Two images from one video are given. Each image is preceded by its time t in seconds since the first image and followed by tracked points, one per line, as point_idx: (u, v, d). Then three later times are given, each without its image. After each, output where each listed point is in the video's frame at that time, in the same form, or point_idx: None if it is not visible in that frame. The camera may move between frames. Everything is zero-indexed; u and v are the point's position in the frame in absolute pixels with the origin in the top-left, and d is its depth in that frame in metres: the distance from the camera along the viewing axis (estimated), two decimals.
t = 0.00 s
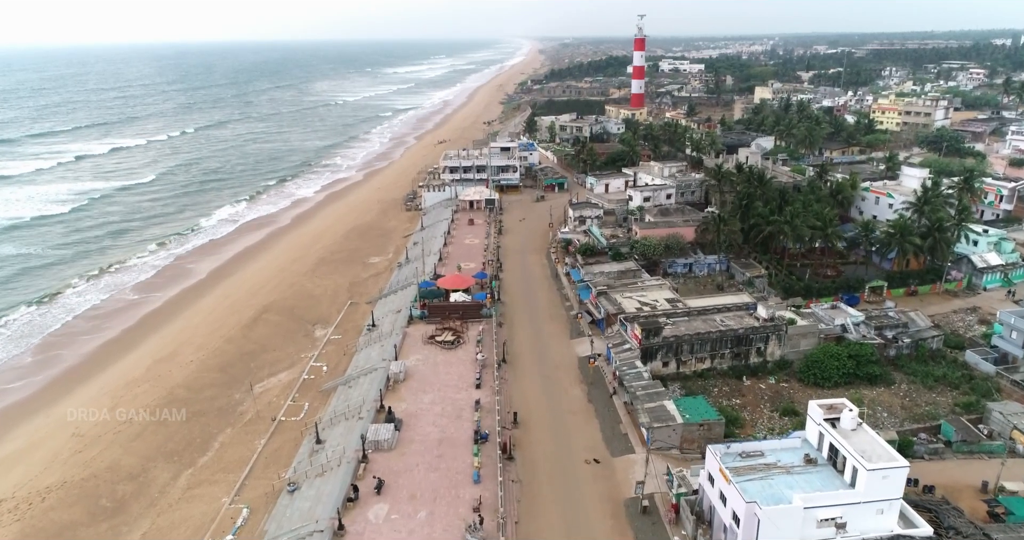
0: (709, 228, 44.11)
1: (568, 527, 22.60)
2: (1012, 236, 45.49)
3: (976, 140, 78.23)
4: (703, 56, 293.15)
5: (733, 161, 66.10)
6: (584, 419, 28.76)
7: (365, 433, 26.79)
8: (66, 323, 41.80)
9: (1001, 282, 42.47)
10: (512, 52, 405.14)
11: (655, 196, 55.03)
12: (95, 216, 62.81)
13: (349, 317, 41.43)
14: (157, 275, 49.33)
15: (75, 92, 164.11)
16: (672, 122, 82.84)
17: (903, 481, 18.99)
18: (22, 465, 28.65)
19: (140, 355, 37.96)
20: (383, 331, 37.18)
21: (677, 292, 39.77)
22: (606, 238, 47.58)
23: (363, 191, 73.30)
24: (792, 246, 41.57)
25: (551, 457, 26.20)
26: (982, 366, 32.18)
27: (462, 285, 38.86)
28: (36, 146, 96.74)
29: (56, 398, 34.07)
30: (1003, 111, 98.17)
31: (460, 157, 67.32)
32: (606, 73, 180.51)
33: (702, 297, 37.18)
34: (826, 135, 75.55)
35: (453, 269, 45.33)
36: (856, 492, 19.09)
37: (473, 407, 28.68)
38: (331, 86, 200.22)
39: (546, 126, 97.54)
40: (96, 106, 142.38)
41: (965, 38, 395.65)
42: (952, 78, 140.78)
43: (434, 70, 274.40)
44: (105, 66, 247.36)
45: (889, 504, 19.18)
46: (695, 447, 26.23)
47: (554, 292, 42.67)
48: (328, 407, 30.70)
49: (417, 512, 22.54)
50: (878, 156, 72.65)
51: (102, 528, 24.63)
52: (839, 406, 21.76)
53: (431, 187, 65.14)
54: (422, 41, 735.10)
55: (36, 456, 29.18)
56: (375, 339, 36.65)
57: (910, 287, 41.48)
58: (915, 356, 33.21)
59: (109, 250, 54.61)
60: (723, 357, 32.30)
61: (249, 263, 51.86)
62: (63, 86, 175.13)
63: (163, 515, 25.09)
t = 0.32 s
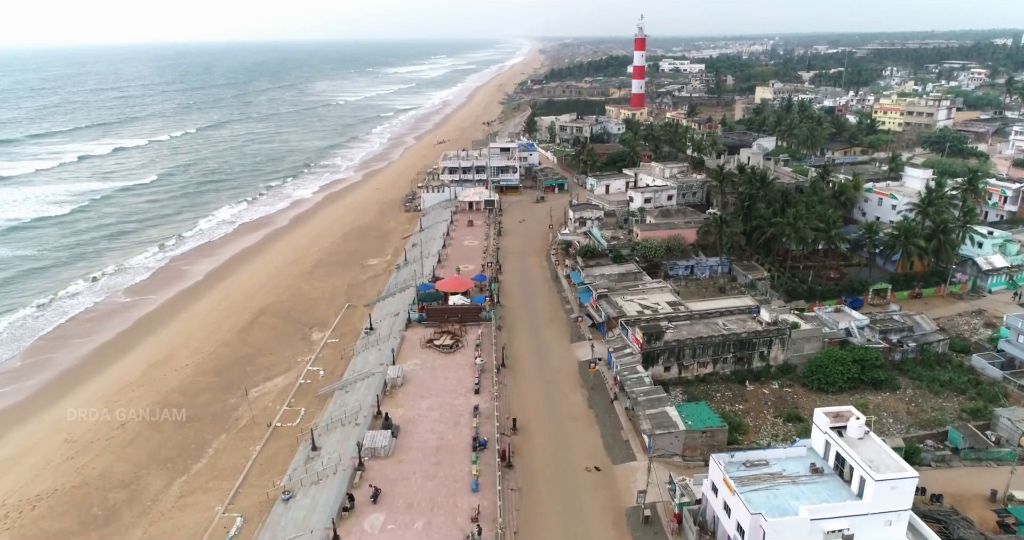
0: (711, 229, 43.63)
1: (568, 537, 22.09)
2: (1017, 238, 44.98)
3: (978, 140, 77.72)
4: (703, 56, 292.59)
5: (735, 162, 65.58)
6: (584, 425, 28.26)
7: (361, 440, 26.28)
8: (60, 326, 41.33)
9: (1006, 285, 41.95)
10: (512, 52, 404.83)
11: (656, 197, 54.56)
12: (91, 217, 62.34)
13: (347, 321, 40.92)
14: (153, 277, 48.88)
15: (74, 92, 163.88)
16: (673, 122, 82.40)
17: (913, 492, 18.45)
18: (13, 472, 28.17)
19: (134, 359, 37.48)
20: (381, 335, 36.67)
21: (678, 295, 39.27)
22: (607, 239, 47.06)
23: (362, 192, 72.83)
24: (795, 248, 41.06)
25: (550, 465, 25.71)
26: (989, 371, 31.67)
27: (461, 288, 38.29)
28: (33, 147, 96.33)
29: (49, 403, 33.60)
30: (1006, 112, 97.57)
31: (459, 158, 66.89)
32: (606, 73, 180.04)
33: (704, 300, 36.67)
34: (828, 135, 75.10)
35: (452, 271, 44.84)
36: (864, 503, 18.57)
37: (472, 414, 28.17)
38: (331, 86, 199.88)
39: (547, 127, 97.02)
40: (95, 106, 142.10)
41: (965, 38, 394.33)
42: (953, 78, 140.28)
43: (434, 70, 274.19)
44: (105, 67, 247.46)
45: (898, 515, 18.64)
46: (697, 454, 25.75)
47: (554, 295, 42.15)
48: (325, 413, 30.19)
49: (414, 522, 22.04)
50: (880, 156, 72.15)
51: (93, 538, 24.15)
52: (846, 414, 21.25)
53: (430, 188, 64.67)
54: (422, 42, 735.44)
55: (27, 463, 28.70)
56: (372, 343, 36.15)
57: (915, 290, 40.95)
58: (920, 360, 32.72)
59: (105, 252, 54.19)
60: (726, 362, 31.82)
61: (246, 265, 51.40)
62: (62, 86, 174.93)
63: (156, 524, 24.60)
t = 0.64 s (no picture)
0: (712, 232, 43.16)
1: None
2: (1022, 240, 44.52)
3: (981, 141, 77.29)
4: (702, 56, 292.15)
5: (736, 162, 65.16)
6: (585, 432, 27.78)
7: (357, 448, 25.81)
8: (53, 329, 40.79)
9: (1011, 288, 41.48)
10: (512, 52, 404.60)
11: (657, 199, 54.10)
12: (87, 219, 61.83)
13: (344, 324, 40.44)
14: (148, 279, 48.38)
15: (72, 92, 163.56)
16: (674, 123, 81.95)
17: (922, 504, 17.96)
18: (3, 479, 27.67)
19: (129, 363, 36.98)
20: (379, 339, 36.19)
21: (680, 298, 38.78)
22: (607, 242, 46.58)
23: (360, 193, 72.35)
24: (798, 250, 40.55)
25: (550, 472, 25.25)
26: (996, 376, 31.21)
27: (460, 291, 37.76)
28: (30, 148, 95.85)
29: (41, 409, 33.09)
30: (1008, 112, 97.05)
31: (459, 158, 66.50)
32: (606, 73, 179.64)
33: (706, 303, 36.20)
34: (830, 136, 74.68)
35: (451, 274, 44.38)
36: (872, 515, 18.07)
37: (470, 420, 27.70)
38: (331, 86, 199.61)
39: (546, 127, 96.58)
40: (93, 107, 141.65)
41: (966, 38, 393.52)
42: (954, 78, 139.86)
43: (434, 70, 274.00)
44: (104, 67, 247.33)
45: (906, 527, 18.15)
46: (700, 462, 25.28)
47: (553, 298, 41.66)
48: (321, 419, 29.70)
49: (410, 533, 21.53)
50: (882, 157, 71.68)
51: None
52: (852, 423, 20.74)
53: (429, 189, 64.23)
54: (422, 41, 735.81)
55: (19, 470, 28.21)
56: (369, 347, 35.66)
57: (919, 293, 40.44)
58: (925, 365, 32.23)
59: (100, 254, 53.65)
60: (728, 367, 31.35)
61: (243, 267, 50.94)
62: (59, 86, 174.62)
63: (147, 533, 24.09)
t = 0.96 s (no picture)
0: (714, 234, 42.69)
1: None
2: None
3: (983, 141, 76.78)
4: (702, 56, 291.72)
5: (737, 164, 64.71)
6: (585, 439, 27.29)
7: (353, 456, 25.30)
8: (46, 333, 40.27)
9: (1016, 291, 41.00)
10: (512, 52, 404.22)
11: (657, 200, 53.59)
12: (83, 220, 61.34)
13: (341, 327, 39.94)
14: (144, 282, 47.88)
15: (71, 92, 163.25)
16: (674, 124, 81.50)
17: (931, 516, 17.40)
18: None
19: (123, 367, 36.47)
20: (376, 343, 35.69)
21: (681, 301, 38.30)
22: (607, 243, 46.07)
23: (359, 194, 71.85)
24: (801, 252, 40.03)
25: (549, 481, 24.75)
26: (1003, 382, 30.73)
27: (458, 294, 37.24)
28: (28, 148, 95.40)
29: (33, 414, 32.60)
30: (1010, 113, 96.47)
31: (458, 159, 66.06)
32: (606, 73, 179.22)
33: (708, 307, 35.71)
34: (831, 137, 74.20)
35: (449, 276, 43.86)
36: (881, 529, 17.52)
37: (468, 427, 27.20)
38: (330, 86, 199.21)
39: (547, 128, 96.12)
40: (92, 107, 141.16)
41: (966, 38, 393.03)
42: (956, 78, 139.41)
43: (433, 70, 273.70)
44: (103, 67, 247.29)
45: None
46: (702, 470, 24.80)
47: (553, 301, 41.16)
48: (316, 425, 29.20)
49: None
50: (884, 158, 71.23)
51: None
52: (859, 433, 20.22)
53: (428, 190, 63.71)
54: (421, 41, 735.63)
55: (9, 477, 27.72)
56: (367, 351, 35.17)
57: (923, 296, 39.92)
58: (931, 370, 31.75)
59: (96, 256, 53.17)
60: (731, 372, 30.86)
61: (240, 269, 50.45)
62: (59, 86, 174.33)
63: None
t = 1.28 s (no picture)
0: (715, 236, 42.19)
1: None
2: None
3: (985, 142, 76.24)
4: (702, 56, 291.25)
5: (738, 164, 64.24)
6: (585, 446, 26.81)
7: (349, 464, 24.81)
8: (38, 337, 39.74)
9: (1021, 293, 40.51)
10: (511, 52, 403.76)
11: (658, 202, 53.09)
12: (78, 222, 60.82)
13: (338, 330, 39.43)
14: (140, 285, 47.37)
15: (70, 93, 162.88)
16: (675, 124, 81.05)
17: (942, 530, 16.87)
18: None
19: (116, 371, 35.94)
20: (373, 347, 35.19)
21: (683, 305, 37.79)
22: (607, 245, 45.57)
23: (357, 195, 71.33)
24: (803, 255, 39.53)
25: (549, 489, 24.30)
26: (1010, 387, 30.25)
27: (456, 298, 36.73)
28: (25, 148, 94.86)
29: (25, 419, 32.09)
30: (1012, 113, 95.92)
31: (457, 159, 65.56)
32: (606, 73, 178.73)
33: (709, 310, 35.20)
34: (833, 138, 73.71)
35: (448, 279, 43.36)
36: None
37: (467, 434, 26.71)
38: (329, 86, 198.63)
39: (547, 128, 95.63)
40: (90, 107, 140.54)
41: (966, 38, 392.57)
42: (957, 78, 138.97)
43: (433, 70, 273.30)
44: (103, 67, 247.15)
45: None
46: (705, 479, 24.31)
47: (553, 304, 40.66)
48: (312, 432, 28.71)
49: None
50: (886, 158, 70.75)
51: None
52: (866, 443, 19.70)
53: (427, 191, 63.18)
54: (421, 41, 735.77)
55: None
56: (364, 355, 34.67)
57: (927, 299, 39.42)
58: (937, 376, 31.26)
59: (91, 258, 52.65)
60: (733, 377, 30.37)
61: (237, 271, 49.94)
62: (57, 86, 173.98)
63: None
